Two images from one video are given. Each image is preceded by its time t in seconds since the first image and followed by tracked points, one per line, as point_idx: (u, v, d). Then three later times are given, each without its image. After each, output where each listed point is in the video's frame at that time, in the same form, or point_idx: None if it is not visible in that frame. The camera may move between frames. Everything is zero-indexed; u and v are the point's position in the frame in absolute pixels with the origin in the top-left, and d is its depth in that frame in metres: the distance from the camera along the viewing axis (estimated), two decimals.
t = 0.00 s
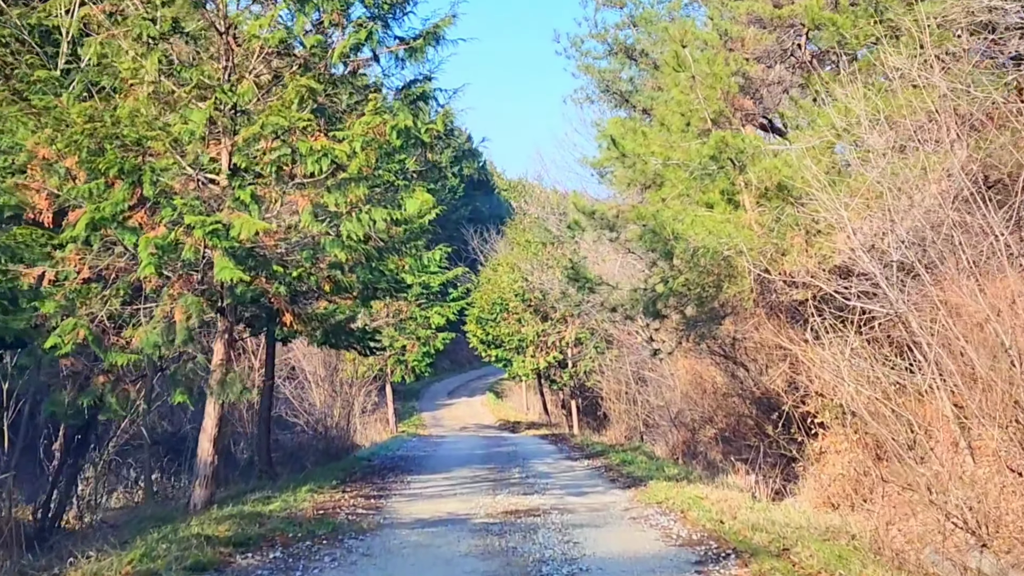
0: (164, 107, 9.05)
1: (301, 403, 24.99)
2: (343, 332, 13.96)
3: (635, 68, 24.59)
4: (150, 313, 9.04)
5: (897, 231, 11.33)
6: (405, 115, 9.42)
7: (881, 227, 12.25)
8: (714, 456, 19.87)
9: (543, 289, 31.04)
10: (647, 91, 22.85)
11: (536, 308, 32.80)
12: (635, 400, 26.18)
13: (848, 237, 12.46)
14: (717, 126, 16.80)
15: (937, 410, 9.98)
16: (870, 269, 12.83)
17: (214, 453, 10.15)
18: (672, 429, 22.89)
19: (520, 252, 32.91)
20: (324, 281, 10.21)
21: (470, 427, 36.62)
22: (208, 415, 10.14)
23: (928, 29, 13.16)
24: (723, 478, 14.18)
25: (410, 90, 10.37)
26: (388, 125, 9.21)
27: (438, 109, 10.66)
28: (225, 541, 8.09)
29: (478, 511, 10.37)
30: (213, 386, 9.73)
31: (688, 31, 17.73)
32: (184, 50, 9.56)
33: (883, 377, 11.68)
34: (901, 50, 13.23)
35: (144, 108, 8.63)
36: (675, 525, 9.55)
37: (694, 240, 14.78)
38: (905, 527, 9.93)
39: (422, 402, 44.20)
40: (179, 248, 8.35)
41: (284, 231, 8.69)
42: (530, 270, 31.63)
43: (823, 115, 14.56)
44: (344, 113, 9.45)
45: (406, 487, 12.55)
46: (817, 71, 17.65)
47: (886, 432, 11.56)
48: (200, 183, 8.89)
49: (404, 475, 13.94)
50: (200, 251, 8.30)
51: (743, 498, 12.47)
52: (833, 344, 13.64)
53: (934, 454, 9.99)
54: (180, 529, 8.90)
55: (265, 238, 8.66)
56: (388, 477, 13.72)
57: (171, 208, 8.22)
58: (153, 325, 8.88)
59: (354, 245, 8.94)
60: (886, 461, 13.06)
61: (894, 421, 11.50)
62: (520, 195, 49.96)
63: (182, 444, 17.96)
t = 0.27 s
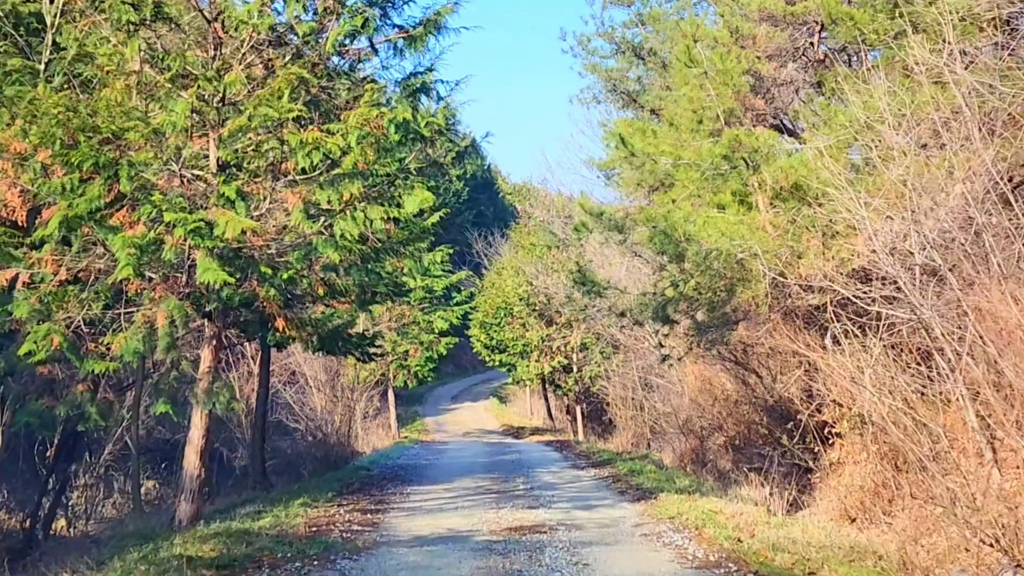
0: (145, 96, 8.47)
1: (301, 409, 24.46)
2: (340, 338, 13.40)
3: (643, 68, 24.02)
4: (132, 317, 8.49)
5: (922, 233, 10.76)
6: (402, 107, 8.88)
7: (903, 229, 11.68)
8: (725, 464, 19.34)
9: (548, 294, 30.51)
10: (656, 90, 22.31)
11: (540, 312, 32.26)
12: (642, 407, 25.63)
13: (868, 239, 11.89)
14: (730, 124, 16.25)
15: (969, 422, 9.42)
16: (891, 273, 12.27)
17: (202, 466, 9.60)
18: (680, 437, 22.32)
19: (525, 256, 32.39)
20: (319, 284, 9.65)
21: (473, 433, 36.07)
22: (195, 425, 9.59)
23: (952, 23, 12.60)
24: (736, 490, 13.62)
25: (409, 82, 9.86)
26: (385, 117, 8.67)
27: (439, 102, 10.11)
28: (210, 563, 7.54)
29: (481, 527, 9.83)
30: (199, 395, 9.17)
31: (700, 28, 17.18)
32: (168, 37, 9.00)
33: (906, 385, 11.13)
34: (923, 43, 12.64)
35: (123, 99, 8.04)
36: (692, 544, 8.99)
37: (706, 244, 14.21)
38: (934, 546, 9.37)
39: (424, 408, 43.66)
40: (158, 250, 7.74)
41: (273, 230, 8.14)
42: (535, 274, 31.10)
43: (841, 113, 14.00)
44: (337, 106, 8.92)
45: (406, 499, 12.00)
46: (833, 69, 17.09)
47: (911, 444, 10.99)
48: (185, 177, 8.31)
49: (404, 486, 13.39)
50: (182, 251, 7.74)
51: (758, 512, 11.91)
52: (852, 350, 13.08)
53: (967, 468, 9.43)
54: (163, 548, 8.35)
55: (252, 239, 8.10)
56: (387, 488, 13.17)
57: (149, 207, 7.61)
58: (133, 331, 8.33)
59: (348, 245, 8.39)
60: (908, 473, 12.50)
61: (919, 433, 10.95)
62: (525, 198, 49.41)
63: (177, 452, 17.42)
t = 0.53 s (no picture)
0: (118, 89, 7.94)
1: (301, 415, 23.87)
2: (336, 342, 12.77)
3: (652, 65, 23.35)
4: (106, 320, 7.88)
5: (952, 232, 10.12)
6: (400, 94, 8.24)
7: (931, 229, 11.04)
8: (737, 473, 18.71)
9: (553, 297, 29.89)
10: (666, 88, 21.69)
11: (546, 316, 31.64)
12: (650, 414, 25.00)
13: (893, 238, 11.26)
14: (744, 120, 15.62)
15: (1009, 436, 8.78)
16: (917, 274, 11.62)
17: (183, 481, 8.98)
18: (690, 445, 21.68)
19: (531, 259, 31.76)
20: (310, 285, 9.02)
21: (478, 439, 35.40)
22: (176, 436, 8.96)
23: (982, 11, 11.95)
24: (753, 503, 12.99)
25: (407, 68, 9.22)
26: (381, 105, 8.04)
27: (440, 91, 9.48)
28: None
29: (483, 546, 9.19)
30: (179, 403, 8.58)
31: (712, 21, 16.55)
32: (146, 20, 8.41)
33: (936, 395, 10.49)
34: (952, 32, 11.98)
35: (93, 88, 7.53)
36: (711, 566, 8.35)
37: (720, 245, 13.58)
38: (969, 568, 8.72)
39: (428, 413, 43.05)
40: (129, 247, 7.13)
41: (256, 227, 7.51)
42: (541, 278, 30.48)
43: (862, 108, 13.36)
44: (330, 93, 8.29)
45: (406, 514, 11.36)
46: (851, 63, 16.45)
47: (942, 457, 10.36)
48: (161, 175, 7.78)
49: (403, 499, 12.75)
50: (155, 249, 7.15)
51: (777, 527, 11.28)
52: (875, 356, 12.45)
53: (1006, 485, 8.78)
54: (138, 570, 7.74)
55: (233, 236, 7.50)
56: (386, 501, 12.54)
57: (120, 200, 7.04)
58: (107, 335, 7.75)
59: (338, 243, 7.76)
60: (934, 486, 11.86)
61: (950, 445, 10.31)
62: (530, 201, 48.79)
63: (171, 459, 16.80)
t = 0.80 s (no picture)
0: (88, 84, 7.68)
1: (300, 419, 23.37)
2: (332, 346, 12.20)
3: (659, 60, 22.75)
4: (81, 323, 7.36)
5: (981, 230, 9.57)
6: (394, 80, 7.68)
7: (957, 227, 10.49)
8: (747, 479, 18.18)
9: (558, 298, 29.36)
10: (673, 83, 21.14)
11: (550, 317, 31.10)
12: (657, 417, 24.47)
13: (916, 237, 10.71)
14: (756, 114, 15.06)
15: None
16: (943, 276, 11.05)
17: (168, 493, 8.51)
18: (698, 451, 21.11)
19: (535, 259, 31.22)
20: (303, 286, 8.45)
21: (480, 442, 34.83)
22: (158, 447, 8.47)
23: None
24: (767, 514, 12.45)
25: (404, 55, 8.64)
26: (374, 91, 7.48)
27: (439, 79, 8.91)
28: None
29: (487, 562, 8.66)
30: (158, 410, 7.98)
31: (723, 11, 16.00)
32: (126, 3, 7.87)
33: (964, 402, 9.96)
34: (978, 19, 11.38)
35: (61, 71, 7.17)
36: None
37: (733, 244, 13.00)
38: None
39: (430, 415, 42.52)
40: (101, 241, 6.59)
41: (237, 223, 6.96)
42: (545, 278, 29.95)
43: (880, 100, 12.80)
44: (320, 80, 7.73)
45: (404, 526, 10.84)
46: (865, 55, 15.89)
47: (971, 466, 9.82)
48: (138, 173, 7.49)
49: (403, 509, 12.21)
50: (131, 246, 6.62)
51: (795, 542, 10.74)
52: (897, 359, 11.90)
53: None
54: None
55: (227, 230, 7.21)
56: (385, 511, 12.00)
57: (88, 188, 6.49)
58: (81, 338, 7.18)
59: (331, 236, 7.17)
60: (960, 497, 11.32)
61: (980, 455, 9.78)
62: (534, 201, 48.26)
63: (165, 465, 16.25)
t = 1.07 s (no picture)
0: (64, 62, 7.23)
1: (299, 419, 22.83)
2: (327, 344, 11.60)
3: (667, 51, 22.10)
4: (46, 320, 6.79)
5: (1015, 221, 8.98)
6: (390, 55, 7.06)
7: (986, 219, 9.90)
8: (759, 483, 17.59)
9: (562, 296, 28.77)
10: (682, 74, 20.53)
11: (555, 316, 30.51)
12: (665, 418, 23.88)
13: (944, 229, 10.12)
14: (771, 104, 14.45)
15: None
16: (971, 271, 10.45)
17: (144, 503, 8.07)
18: (707, 453, 20.50)
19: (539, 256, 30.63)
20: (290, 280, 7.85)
21: (483, 442, 34.23)
22: (134, 455, 8.10)
23: None
24: (784, 522, 11.85)
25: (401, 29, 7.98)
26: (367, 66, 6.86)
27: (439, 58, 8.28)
28: None
29: None
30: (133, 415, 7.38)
31: None
32: None
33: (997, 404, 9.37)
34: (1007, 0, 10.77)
35: (28, 44, 6.75)
36: None
37: (749, 237, 12.38)
38: None
39: (432, 415, 41.95)
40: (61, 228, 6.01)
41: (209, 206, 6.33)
42: (549, 275, 29.35)
43: (902, 87, 12.18)
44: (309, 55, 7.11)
45: (402, 535, 10.26)
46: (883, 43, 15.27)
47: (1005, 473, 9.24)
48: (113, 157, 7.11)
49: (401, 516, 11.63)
50: (95, 233, 6.05)
51: (816, 552, 10.15)
52: (921, 359, 11.31)
53: None
54: None
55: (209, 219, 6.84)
56: (382, 519, 11.41)
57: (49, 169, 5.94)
58: (42, 336, 6.59)
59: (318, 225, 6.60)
60: (990, 505, 10.73)
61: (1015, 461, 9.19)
62: (538, 198, 47.65)
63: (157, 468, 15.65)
